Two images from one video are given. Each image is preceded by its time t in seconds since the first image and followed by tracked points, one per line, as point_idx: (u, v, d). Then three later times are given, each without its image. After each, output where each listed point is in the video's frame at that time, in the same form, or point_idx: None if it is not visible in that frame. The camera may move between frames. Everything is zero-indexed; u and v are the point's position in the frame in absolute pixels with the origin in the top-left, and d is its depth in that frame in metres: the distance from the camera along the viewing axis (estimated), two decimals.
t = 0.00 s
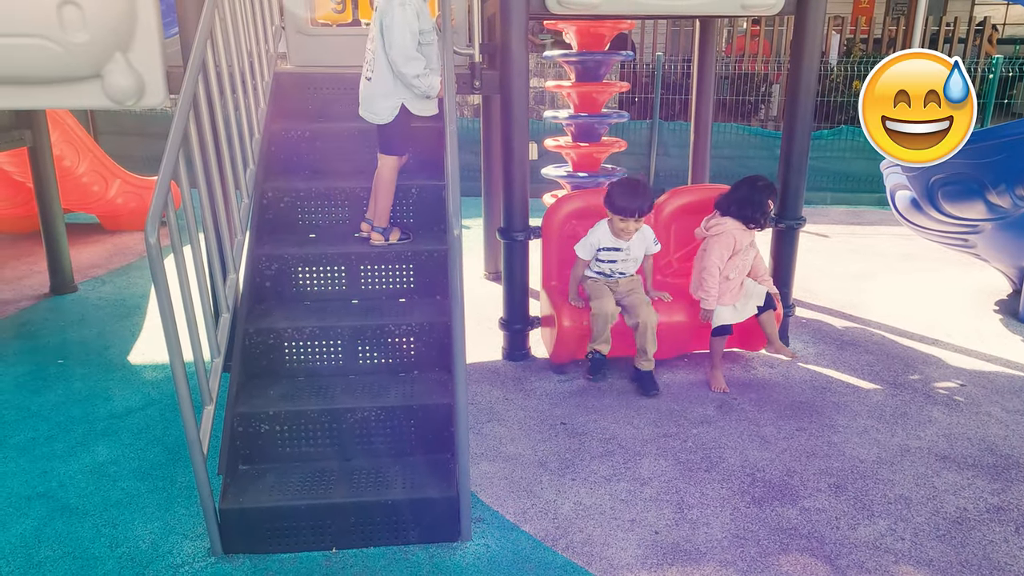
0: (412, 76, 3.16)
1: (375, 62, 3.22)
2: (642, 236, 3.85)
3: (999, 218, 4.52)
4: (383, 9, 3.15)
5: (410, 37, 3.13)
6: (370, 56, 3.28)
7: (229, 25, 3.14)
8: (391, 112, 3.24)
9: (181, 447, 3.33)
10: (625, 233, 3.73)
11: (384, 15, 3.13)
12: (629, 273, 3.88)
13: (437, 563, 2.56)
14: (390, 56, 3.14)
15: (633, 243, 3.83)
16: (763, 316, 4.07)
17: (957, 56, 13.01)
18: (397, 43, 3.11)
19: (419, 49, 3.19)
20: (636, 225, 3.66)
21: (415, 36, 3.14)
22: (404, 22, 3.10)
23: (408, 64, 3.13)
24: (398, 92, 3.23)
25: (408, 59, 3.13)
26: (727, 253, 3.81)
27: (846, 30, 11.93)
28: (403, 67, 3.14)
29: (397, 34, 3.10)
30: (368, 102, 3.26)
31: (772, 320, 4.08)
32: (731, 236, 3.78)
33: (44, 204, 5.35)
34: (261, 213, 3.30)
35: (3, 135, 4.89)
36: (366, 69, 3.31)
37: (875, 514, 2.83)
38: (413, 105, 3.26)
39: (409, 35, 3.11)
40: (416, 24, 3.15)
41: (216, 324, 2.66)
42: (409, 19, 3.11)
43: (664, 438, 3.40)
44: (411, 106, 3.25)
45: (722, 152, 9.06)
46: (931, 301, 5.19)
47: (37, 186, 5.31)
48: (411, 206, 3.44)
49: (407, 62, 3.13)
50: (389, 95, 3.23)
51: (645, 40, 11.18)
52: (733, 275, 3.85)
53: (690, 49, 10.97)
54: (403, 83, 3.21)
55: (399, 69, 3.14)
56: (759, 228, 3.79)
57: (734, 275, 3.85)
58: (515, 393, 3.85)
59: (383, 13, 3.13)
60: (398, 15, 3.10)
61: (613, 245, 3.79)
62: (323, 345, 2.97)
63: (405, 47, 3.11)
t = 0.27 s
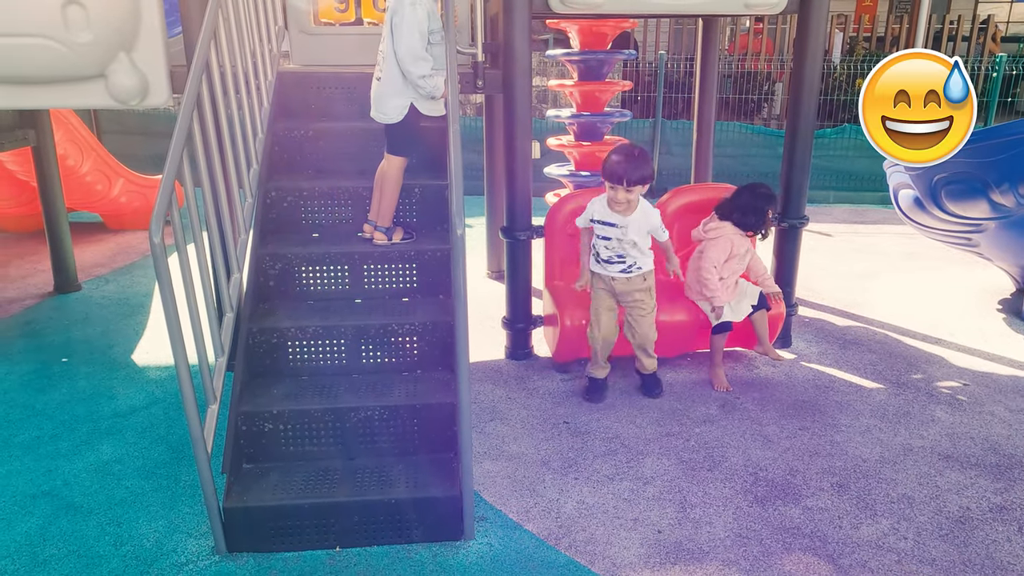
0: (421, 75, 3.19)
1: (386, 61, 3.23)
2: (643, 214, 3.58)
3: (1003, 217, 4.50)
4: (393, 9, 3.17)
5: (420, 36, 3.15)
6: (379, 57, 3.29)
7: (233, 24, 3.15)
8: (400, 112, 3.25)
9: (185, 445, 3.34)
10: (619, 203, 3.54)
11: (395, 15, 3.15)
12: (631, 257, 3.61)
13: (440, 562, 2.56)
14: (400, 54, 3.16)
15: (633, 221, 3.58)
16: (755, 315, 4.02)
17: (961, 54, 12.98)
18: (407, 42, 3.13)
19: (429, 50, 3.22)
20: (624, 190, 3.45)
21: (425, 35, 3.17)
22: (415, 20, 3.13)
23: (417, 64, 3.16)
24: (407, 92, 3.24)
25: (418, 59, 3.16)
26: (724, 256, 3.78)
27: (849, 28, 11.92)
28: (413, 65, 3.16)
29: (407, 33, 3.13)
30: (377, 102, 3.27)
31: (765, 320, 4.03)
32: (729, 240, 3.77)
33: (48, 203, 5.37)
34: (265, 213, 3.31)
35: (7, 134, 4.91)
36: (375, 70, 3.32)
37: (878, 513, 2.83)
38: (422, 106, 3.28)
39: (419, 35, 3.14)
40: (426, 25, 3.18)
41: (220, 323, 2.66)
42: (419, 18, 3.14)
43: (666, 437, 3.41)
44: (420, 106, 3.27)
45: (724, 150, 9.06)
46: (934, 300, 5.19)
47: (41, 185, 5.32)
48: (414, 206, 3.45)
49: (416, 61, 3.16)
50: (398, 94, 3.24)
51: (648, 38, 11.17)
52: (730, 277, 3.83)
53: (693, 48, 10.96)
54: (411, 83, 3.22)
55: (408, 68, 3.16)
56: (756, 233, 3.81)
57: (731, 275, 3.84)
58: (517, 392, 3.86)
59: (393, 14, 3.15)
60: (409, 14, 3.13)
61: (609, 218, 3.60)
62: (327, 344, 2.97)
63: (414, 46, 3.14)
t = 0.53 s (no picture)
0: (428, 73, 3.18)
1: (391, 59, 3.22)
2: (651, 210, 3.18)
3: (1009, 216, 4.46)
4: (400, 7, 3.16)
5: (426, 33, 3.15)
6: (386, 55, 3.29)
7: (239, 21, 3.15)
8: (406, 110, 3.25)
9: (192, 442, 3.35)
10: (619, 201, 3.09)
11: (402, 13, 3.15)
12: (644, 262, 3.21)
13: (446, 559, 2.56)
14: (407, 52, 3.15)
15: (641, 221, 3.19)
16: (761, 314, 4.02)
17: (967, 50, 12.92)
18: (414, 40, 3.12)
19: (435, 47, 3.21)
20: (624, 184, 3.03)
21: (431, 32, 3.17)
22: (421, 17, 3.12)
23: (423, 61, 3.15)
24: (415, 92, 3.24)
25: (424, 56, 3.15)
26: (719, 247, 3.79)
27: (854, 25, 11.87)
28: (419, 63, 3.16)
29: (413, 31, 3.12)
30: (385, 100, 3.26)
31: (771, 319, 4.03)
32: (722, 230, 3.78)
33: (54, 200, 5.38)
34: (270, 210, 3.31)
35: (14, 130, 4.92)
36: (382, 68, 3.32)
37: (884, 511, 2.82)
38: (428, 104, 3.27)
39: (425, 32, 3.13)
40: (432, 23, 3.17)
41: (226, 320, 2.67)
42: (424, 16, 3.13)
43: (672, 434, 3.40)
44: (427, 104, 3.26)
45: (729, 148, 9.04)
46: (939, 298, 5.17)
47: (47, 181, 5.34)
48: (420, 203, 3.44)
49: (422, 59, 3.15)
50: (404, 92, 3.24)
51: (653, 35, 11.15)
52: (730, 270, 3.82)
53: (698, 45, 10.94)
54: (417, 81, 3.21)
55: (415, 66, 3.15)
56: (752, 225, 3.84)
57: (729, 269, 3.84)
58: (523, 390, 3.86)
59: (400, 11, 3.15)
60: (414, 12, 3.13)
61: (615, 219, 3.22)
62: (332, 341, 2.97)
63: (420, 43, 3.13)
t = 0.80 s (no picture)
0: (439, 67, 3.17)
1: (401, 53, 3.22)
2: (652, 239, 2.68)
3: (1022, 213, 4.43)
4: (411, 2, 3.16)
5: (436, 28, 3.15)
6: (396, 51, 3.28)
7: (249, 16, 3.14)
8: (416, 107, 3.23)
9: (201, 437, 3.35)
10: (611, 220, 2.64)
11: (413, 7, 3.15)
12: (636, 300, 2.70)
13: (456, 556, 2.56)
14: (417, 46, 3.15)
15: (639, 250, 2.69)
16: (772, 313, 3.93)
17: (979, 47, 12.81)
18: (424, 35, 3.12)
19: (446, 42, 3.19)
20: (612, 194, 2.59)
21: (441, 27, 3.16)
22: (432, 12, 3.12)
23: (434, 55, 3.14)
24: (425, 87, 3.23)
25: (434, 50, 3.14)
26: (721, 239, 3.87)
27: (864, 21, 11.79)
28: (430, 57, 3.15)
29: (424, 26, 3.12)
30: (395, 95, 3.25)
31: (781, 318, 3.93)
32: (722, 222, 3.89)
33: (64, 196, 5.39)
34: (280, 205, 3.31)
35: (25, 126, 4.94)
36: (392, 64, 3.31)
37: (897, 510, 2.80)
38: (438, 99, 3.26)
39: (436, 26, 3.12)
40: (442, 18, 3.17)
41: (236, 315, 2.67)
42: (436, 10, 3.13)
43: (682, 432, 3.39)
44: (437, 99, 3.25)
45: (739, 145, 8.99)
46: (951, 296, 5.14)
47: (57, 177, 5.35)
48: (430, 199, 3.43)
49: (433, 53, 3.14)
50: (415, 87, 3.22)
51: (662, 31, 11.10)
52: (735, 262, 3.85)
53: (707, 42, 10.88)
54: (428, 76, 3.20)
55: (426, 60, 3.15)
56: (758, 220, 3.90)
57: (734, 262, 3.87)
58: (532, 386, 3.85)
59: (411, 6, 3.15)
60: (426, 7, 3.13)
61: (608, 245, 2.73)
62: (342, 336, 2.96)
63: (431, 38, 3.12)
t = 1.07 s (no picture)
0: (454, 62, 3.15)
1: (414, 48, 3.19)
2: (631, 270, 2.24)
3: None
4: None
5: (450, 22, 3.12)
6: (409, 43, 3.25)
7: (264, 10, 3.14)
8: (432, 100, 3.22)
9: (215, 431, 3.35)
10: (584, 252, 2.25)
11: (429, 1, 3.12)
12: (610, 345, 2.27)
13: (471, 551, 2.54)
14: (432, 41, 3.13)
15: (615, 284, 2.26)
16: (785, 306, 3.95)
17: (992, 44, 12.69)
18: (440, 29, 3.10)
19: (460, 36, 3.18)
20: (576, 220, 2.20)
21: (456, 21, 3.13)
22: (448, 6, 3.10)
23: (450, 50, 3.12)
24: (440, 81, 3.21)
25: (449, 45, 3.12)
26: (739, 231, 3.92)
27: (877, 18, 11.70)
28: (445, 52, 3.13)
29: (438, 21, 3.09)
30: (406, 88, 3.23)
31: (794, 312, 3.95)
32: (742, 216, 3.91)
33: (78, 191, 5.41)
34: (294, 200, 3.30)
35: (40, 120, 4.96)
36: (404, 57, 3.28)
37: (915, 508, 2.78)
38: (451, 93, 3.24)
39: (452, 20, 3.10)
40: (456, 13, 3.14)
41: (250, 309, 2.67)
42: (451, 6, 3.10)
43: (696, 428, 3.37)
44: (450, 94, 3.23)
45: (750, 142, 8.95)
46: (966, 294, 5.10)
47: (70, 172, 5.37)
48: (444, 193, 3.42)
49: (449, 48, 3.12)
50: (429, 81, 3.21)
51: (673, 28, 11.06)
52: (755, 252, 3.91)
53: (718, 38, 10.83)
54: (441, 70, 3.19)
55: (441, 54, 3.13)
56: (780, 216, 3.89)
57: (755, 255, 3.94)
58: (545, 382, 3.83)
59: None
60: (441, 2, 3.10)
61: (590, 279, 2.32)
62: (356, 330, 2.96)
63: (446, 32, 3.10)
